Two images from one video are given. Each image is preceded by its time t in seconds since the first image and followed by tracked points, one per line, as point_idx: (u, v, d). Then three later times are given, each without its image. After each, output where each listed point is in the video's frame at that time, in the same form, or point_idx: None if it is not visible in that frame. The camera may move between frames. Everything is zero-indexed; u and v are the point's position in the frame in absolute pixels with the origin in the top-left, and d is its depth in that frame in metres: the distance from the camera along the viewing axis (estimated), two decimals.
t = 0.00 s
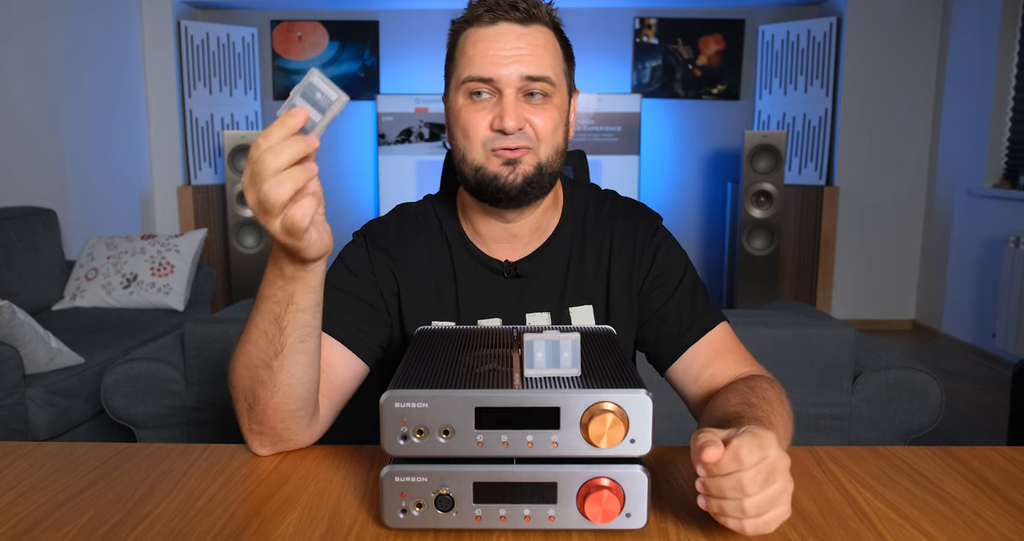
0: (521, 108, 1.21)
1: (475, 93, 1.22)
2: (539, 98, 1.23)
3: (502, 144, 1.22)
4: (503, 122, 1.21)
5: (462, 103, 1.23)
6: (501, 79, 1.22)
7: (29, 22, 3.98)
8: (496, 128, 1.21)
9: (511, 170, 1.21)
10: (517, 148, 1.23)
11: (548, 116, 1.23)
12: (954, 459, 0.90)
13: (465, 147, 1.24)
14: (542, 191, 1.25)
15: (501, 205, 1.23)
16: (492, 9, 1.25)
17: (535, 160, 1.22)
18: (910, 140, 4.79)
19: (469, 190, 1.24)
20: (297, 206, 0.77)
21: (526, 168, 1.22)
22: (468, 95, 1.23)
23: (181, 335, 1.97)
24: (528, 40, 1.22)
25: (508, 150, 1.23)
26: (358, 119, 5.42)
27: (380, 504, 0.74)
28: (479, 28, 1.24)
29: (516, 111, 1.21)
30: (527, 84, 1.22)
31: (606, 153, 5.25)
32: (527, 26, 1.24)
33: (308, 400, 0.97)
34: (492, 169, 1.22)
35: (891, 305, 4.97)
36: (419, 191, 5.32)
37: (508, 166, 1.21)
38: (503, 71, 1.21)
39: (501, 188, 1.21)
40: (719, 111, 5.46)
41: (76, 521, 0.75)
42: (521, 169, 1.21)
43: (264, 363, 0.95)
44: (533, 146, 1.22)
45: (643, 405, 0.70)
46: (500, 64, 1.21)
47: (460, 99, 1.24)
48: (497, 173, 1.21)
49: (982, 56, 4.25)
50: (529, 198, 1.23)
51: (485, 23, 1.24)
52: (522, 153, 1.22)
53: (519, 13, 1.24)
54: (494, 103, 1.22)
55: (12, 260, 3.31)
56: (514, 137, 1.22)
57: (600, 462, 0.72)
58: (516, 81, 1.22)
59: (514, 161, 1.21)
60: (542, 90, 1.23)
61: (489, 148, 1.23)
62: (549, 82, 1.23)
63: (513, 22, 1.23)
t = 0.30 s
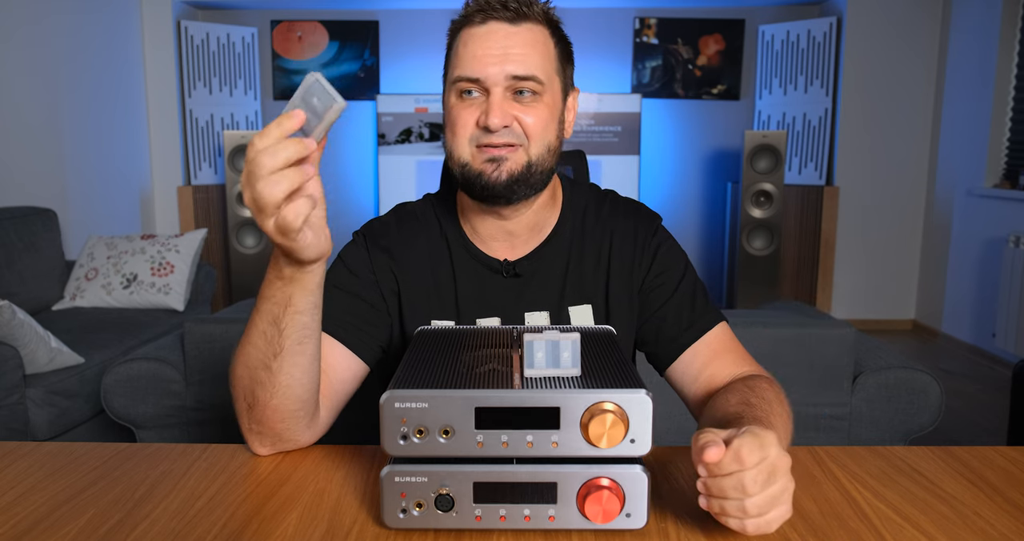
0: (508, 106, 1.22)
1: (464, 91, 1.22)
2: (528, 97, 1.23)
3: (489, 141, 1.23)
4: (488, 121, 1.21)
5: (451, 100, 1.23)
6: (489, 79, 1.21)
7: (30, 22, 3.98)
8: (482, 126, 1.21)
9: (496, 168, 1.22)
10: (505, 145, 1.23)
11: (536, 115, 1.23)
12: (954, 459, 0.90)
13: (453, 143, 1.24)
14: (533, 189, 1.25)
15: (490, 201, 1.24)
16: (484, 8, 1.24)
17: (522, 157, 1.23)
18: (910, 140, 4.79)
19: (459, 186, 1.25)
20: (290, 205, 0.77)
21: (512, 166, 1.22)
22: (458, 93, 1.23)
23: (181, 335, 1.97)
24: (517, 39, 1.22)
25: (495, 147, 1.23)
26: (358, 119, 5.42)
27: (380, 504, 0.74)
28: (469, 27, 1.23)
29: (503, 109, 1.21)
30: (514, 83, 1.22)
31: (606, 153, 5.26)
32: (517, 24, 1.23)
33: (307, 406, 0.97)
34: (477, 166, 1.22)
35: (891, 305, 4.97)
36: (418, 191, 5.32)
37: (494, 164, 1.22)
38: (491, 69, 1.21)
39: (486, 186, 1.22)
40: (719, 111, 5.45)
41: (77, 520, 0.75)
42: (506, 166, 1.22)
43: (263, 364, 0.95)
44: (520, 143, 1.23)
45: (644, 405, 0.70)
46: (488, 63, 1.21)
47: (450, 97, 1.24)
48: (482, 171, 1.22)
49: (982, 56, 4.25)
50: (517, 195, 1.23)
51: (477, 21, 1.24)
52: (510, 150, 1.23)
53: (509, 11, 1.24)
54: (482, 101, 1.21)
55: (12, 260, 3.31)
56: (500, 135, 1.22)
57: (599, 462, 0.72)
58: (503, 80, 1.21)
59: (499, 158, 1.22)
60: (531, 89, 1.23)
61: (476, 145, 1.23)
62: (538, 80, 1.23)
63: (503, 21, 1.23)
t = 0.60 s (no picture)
0: (528, 124, 1.17)
1: (484, 104, 1.17)
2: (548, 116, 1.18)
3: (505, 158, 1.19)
4: (507, 139, 1.17)
5: (470, 110, 1.18)
6: (511, 95, 1.16)
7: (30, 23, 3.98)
8: (500, 143, 1.18)
9: (511, 187, 1.21)
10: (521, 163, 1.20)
11: (554, 135, 1.19)
12: (954, 459, 0.90)
13: (469, 154, 1.21)
14: (542, 202, 1.25)
15: (503, 215, 1.24)
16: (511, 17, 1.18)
17: (537, 177, 1.21)
18: (910, 140, 4.79)
19: (472, 194, 1.24)
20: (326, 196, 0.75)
21: (526, 185, 1.21)
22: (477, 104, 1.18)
23: (182, 335, 1.97)
24: (542, 56, 1.15)
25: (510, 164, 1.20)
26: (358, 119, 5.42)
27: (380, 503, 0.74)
28: (493, 36, 1.17)
29: (522, 129, 1.16)
30: (537, 102, 1.16)
31: (606, 154, 5.26)
32: (543, 39, 1.17)
33: (307, 409, 0.97)
34: (492, 182, 1.21)
35: (891, 305, 4.97)
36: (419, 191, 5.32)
37: (509, 182, 1.21)
38: (514, 86, 1.15)
39: (498, 202, 1.22)
40: (719, 111, 5.45)
41: (77, 520, 0.75)
42: (521, 187, 1.21)
43: (265, 364, 0.95)
44: (537, 163, 1.20)
45: (643, 405, 0.70)
46: (511, 79, 1.15)
47: (469, 107, 1.19)
48: (496, 189, 1.21)
49: (982, 56, 4.24)
50: (528, 210, 1.24)
51: (501, 30, 1.17)
52: (525, 169, 1.20)
53: (535, 24, 1.18)
54: (501, 116, 1.17)
55: (12, 260, 3.31)
56: (518, 154, 1.19)
57: (599, 462, 0.72)
58: (526, 97, 1.16)
59: (515, 177, 1.20)
60: (552, 109, 1.17)
61: (492, 160, 1.20)
62: (559, 99, 1.17)
63: (528, 34, 1.17)
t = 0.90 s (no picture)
0: (545, 132, 1.17)
1: (502, 108, 1.18)
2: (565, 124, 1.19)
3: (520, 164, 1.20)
4: (524, 145, 1.17)
5: (487, 114, 1.19)
6: (531, 102, 1.16)
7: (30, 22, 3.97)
8: (517, 149, 1.18)
9: (523, 194, 1.20)
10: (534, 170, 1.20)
11: (569, 143, 1.19)
12: (954, 459, 0.90)
13: (485, 157, 1.22)
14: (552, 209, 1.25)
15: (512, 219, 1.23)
16: (533, 22, 1.18)
17: (549, 184, 1.21)
18: (910, 140, 4.80)
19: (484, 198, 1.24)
20: (334, 347, 0.79)
21: (538, 193, 1.21)
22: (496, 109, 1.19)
23: (182, 335, 1.97)
24: (563, 63, 1.16)
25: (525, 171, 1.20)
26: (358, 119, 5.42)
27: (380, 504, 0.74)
28: (515, 41, 1.17)
29: (539, 136, 1.17)
30: (555, 110, 1.17)
31: (606, 153, 5.26)
32: (565, 47, 1.17)
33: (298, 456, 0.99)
34: (505, 187, 1.21)
35: (891, 305, 4.97)
36: (419, 191, 5.32)
37: (521, 189, 1.20)
38: (534, 94, 1.16)
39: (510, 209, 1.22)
40: (719, 111, 5.45)
41: (77, 520, 0.75)
42: (533, 194, 1.20)
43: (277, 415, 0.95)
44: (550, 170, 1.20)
45: (643, 405, 0.70)
46: (531, 86, 1.16)
47: (487, 110, 1.19)
48: (509, 195, 1.21)
49: (982, 56, 4.24)
50: (538, 217, 1.24)
51: (523, 36, 1.17)
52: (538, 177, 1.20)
53: (558, 31, 1.17)
54: (519, 122, 1.18)
55: (12, 260, 3.31)
56: (532, 160, 1.19)
57: (599, 462, 0.72)
58: (544, 105, 1.16)
59: (528, 183, 1.20)
60: (569, 117, 1.18)
61: (507, 165, 1.20)
62: (577, 109, 1.18)
63: (551, 41, 1.17)
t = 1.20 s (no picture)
0: (535, 131, 1.16)
1: (492, 110, 1.17)
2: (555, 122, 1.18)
3: (512, 166, 1.19)
4: (515, 146, 1.17)
5: (477, 117, 1.18)
6: (520, 102, 1.15)
7: (30, 22, 3.98)
8: (508, 150, 1.17)
9: (518, 196, 1.20)
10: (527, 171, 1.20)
11: (561, 141, 1.18)
12: (954, 459, 0.90)
13: (477, 161, 1.21)
14: (546, 209, 1.25)
15: (508, 221, 1.24)
16: (519, 23, 1.18)
17: (542, 185, 1.21)
18: (910, 140, 4.80)
19: (478, 201, 1.24)
20: (368, 362, 0.77)
21: (532, 194, 1.21)
22: (485, 111, 1.18)
23: (181, 335, 1.97)
24: (550, 62, 1.15)
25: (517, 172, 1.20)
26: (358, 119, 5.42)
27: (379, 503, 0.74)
28: (502, 42, 1.17)
29: (530, 135, 1.16)
30: (544, 110, 1.16)
31: (606, 153, 5.26)
32: (551, 46, 1.17)
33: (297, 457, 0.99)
34: (499, 192, 1.21)
35: (890, 305, 4.97)
36: (418, 191, 5.33)
37: (515, 192, 1.20)
38: (522, 94, 1.15)
39: (506, 211, 1.22)
40: (719, 111, 5.45)
41: (78, 519, 0.75)
42: (527, 196, 1.21)
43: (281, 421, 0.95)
44: (542, 170, 1.19)
45: (643, 406, 0.70)
46: (519, 87, 1.15)
47: (477, 113, 1.18)
48: (504, 199, 1.21)
49: (982, 56, 4.24)
50: (534, 218, 1.24)
51: (509, 37, 1.17)
52: (531, 177, 1.20)
53: (543, 31, 1.17)
54: (510, 123, 1.17)
55: (12, 260, 3.31)
56: (525, 161, 1.18)
57: (600, 462, 0.72)
58: (533, 105, 1.15)
59: (522, 186, 1.20)
60: (560, 116, 1.17)
61: (500, 168, 1.20)
62: (567, 107, 1.17)
63: (537, 41, 1.16)
